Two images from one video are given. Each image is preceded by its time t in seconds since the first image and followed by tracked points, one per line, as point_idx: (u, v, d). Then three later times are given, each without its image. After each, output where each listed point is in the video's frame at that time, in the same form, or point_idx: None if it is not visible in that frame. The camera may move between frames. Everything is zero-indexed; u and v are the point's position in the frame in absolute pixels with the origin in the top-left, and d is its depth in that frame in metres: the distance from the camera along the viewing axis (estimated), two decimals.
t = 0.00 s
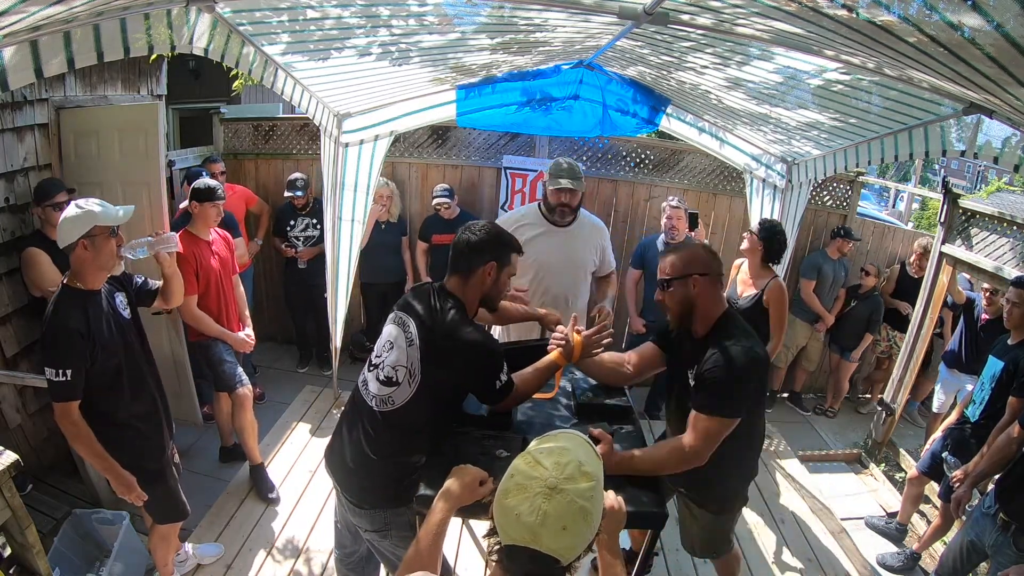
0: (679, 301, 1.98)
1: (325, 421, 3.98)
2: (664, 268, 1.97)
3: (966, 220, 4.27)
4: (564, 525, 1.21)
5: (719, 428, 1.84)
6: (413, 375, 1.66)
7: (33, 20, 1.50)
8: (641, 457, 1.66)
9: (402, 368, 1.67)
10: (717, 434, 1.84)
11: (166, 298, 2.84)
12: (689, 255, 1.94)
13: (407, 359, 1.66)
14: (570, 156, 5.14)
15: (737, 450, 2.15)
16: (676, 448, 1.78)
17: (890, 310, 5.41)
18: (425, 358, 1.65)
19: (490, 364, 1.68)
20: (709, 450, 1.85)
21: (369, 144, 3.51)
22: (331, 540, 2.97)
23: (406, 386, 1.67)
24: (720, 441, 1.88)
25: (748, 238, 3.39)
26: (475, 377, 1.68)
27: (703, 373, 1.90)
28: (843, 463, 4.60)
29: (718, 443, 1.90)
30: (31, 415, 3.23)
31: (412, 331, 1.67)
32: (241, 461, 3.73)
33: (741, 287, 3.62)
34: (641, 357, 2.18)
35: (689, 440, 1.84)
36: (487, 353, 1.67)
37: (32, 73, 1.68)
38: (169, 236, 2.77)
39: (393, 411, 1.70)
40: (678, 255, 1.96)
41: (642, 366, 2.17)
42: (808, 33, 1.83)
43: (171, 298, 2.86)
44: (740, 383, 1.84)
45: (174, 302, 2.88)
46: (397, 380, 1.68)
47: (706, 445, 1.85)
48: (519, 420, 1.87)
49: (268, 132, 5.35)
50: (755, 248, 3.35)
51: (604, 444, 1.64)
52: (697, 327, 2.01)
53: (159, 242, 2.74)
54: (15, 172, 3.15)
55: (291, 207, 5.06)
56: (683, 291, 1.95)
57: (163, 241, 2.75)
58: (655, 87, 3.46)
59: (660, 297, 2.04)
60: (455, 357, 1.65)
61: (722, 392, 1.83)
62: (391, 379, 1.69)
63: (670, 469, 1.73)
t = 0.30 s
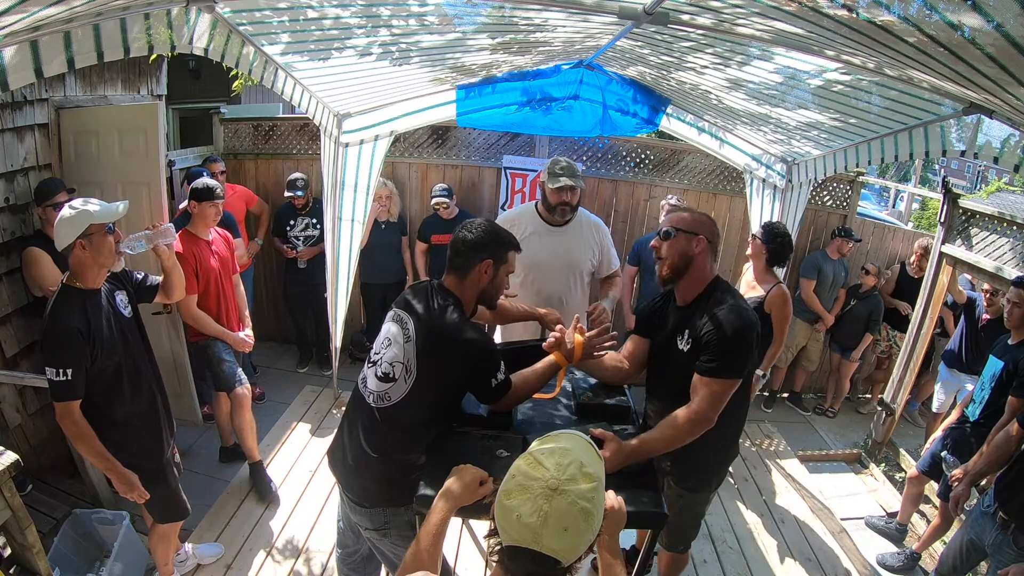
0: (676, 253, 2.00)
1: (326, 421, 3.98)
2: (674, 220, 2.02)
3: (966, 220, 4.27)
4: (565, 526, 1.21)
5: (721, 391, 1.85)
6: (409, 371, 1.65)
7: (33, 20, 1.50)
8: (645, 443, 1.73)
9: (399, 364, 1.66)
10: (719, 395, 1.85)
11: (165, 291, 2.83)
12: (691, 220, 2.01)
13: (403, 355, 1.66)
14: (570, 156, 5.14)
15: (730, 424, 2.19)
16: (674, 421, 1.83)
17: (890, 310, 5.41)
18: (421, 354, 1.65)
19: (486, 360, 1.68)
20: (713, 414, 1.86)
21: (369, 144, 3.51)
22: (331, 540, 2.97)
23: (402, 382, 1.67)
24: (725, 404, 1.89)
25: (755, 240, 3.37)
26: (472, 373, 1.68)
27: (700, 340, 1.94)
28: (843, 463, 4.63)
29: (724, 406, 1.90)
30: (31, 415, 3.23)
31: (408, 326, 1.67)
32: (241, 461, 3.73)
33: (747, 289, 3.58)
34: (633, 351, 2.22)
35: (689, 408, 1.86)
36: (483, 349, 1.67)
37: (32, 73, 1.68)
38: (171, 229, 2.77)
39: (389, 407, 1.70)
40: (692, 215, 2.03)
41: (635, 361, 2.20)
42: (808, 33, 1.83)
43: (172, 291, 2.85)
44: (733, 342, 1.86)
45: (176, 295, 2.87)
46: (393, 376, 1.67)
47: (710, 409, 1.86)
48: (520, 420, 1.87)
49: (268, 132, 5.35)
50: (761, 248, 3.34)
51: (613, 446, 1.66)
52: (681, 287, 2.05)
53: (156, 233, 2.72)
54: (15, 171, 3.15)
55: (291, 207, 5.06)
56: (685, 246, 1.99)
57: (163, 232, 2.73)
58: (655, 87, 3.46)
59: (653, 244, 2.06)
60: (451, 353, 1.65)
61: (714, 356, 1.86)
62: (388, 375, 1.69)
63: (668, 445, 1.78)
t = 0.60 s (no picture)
0: (692, 248, 1.99)
1: (326, 421, 3.98)
2: (699, 215, 2.04)
3: (966, 220, 4.27)
4: (562, 526, 1.21)
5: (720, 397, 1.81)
6: (408, 370, 1.65)
7: (33, 21, 1.50)
8: (647, 444, 1.74)
9: (398, 363, 1.66)
10: (718, 403, 1.81)
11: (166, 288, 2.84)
12: (717, 221, 2.04)
13: (403, 354, 1.65)
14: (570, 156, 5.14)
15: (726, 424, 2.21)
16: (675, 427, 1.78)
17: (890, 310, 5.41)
18: (420, 353, 1.64)
19: (486, 358, 1.68)
20: (714, 420, 1.82)
21: (369, 144, 3.51)
22: (331, 540, 2.97)
23: (401, 381, 1.66)
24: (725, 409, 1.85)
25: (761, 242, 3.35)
26: (471, 371, 1.68)
27: (695, 339, 1.88)
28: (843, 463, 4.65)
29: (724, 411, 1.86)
30: (31, 415, 3.23)
31: (408, 325, 1.67)
32: (241, 461, 3.72)
33: (751, 292, 3.52)
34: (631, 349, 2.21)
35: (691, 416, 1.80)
36: (482, 348, 1.67)
37: (32, 73, 1.68)
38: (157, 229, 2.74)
39: (389, 406, 1.70)
40: (719, 217, 2.06)
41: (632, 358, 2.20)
42: (808, 33, 1.83)
43: (173, 288, 2.87)
44: (729, 348, 1.81)
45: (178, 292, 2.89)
46: (393, 374, 1.67)
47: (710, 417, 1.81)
48: (520, 420, 1.87)
49: (268, 132, 5.35)
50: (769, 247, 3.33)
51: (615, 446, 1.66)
52: (684, 282, 2.05)
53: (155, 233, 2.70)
54: (15, 171, 3.15)
55: (291, 207, 5.06)
56: (701, 242, 1.99)
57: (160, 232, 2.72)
58: (655, 87, 3.46)
59: (671, 231, 2.06)
60: (450, 352, 1.65)
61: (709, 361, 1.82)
62: (387, 374, 1.68)
63: (666, 450, 1.76)
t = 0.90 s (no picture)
0: (710, 252, 1.94)
1: (326, 421, 3.97)
2: (722, 219, 1.98)
3: (966, 220, 4.27)
4: (559, 530, 1.21)
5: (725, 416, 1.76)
6: (415, 367, 1.66)
7: (32, 20, 1.50)
8: (644, 452, 1.71)
9: (404, 361, 1.67)
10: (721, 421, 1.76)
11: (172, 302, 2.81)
12: (742, 229, 1.97)
13: (409, 352, 1.66)
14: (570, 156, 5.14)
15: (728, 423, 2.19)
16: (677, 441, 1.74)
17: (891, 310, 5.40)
18: (426, 351, 1.64)
19: (490, 356, 1.68)
20: (717, 440, 1.76)
21: (370, 144, 3.51)
22: (331, 540, 2.97)
23: (408, 379, 1.67)
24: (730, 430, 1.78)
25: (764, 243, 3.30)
26: (476, 368, 1.69)
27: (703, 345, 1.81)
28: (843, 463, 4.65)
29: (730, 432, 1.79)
30: (31, 415, 3.23)
31: (412, 323, 1.67)
32: (242, 461, 3.72)
33: (750, 292, 3.44)
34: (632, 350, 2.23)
35: (693, 432, 1.75)
36: (487, 345, 1.68)
37: (31, 73, 1.67)
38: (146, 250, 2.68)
39: (395, 405, 1.70)
40: (745, 226, 1.99)
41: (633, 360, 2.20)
42: (808, 33, 1.83)
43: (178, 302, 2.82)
44: (736, 365, 1.75)
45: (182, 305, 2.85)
46: (399, 372, 1.68)
47: (712, 436, 1.75)
48: (520, 420, 1.87)
49: (268, 132, 5.35)
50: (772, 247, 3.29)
51: (613, 447, 1.65)
52: (697, 289, 1.99)
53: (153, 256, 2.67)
54: (15, 171, 3.14)
55: (291, 207, 5.06)
56: (720, 249, 1.94)
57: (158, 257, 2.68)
58: (655, 87, 3.46)
59: (692, 233, 2.01)
60: (455, 349, 1.64)
61: (712, 377, 1.76)
62: (393, 372, 1.69)
63: (663, 461, 1.73)
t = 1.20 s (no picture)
0: (728, 266, 1.88)
1: (326, 421, 3.97)
2: (744, 229, 1.90)
3: (966, 220, 4.27)
4: (558, 530, 1.21)
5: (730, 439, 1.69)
6: (413, 362, 1.66)
7: (33, 20, 1.50)
8: (640, 464, 1.66)
9: (402, 356, 1.67)
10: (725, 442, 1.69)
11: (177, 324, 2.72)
12: (765, 242, 1.88)
13: (407, 348, 1.66)
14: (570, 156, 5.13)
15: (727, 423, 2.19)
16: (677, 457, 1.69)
17: (891, 310, 5.40)
18: (425, 346, 1.65)
19: (489, 352, 1.69)
20: (717, 462, 1.70)
21: (369, 144, 3.51)
22: (331, 540, 2.96)
23: (406, 374, 1.67)
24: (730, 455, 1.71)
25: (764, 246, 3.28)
26: (476, 364, 1.69)
27: (714, 366, 1.77)
28: (843, 463, 4.66)
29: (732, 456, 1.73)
30: (31, 415, 3.23)
31: (410, 319, 1.68)
32: (242, 461, 3.72)
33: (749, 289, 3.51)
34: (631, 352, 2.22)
35: (695, 450, 1.69)
36: (485, 340, 1.68)
37: (31, 73, 1.67)
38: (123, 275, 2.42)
39: (394, 400, 1.70)
40: (768, 239, 1.90)
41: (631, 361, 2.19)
42: (808, 33, 1.83)
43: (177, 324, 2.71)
44: (746, 387, 1.69)
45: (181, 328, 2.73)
46: (397, 368, 1.68)
47: (712, 457, 1.69)
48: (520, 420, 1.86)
49: (268, 132, 5.35)
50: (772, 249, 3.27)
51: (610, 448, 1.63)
52: (712, 303, 1.92)
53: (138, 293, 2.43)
54: (15, 171, 3.14)
55: (291, 207, 5.06)
56: (738, 263, 1.87)
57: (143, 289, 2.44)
58: (655, 87, 3.46)
59: (710, 242, 1.95)
60: (454, 344, 1.65)
61: (720, 395, 1.70)
62: (391, 368, 1.69)
63: (658, 476, 1.67)
